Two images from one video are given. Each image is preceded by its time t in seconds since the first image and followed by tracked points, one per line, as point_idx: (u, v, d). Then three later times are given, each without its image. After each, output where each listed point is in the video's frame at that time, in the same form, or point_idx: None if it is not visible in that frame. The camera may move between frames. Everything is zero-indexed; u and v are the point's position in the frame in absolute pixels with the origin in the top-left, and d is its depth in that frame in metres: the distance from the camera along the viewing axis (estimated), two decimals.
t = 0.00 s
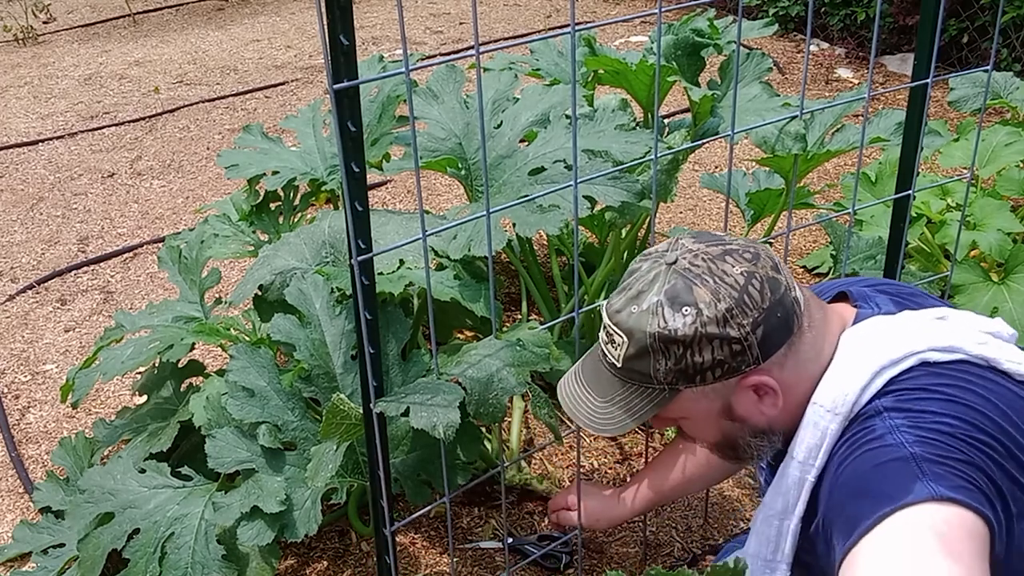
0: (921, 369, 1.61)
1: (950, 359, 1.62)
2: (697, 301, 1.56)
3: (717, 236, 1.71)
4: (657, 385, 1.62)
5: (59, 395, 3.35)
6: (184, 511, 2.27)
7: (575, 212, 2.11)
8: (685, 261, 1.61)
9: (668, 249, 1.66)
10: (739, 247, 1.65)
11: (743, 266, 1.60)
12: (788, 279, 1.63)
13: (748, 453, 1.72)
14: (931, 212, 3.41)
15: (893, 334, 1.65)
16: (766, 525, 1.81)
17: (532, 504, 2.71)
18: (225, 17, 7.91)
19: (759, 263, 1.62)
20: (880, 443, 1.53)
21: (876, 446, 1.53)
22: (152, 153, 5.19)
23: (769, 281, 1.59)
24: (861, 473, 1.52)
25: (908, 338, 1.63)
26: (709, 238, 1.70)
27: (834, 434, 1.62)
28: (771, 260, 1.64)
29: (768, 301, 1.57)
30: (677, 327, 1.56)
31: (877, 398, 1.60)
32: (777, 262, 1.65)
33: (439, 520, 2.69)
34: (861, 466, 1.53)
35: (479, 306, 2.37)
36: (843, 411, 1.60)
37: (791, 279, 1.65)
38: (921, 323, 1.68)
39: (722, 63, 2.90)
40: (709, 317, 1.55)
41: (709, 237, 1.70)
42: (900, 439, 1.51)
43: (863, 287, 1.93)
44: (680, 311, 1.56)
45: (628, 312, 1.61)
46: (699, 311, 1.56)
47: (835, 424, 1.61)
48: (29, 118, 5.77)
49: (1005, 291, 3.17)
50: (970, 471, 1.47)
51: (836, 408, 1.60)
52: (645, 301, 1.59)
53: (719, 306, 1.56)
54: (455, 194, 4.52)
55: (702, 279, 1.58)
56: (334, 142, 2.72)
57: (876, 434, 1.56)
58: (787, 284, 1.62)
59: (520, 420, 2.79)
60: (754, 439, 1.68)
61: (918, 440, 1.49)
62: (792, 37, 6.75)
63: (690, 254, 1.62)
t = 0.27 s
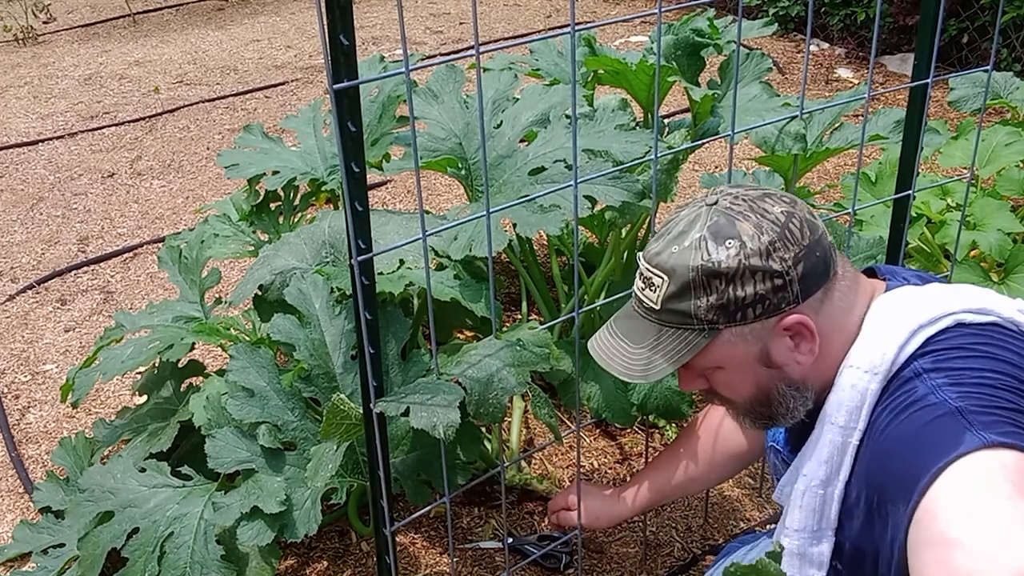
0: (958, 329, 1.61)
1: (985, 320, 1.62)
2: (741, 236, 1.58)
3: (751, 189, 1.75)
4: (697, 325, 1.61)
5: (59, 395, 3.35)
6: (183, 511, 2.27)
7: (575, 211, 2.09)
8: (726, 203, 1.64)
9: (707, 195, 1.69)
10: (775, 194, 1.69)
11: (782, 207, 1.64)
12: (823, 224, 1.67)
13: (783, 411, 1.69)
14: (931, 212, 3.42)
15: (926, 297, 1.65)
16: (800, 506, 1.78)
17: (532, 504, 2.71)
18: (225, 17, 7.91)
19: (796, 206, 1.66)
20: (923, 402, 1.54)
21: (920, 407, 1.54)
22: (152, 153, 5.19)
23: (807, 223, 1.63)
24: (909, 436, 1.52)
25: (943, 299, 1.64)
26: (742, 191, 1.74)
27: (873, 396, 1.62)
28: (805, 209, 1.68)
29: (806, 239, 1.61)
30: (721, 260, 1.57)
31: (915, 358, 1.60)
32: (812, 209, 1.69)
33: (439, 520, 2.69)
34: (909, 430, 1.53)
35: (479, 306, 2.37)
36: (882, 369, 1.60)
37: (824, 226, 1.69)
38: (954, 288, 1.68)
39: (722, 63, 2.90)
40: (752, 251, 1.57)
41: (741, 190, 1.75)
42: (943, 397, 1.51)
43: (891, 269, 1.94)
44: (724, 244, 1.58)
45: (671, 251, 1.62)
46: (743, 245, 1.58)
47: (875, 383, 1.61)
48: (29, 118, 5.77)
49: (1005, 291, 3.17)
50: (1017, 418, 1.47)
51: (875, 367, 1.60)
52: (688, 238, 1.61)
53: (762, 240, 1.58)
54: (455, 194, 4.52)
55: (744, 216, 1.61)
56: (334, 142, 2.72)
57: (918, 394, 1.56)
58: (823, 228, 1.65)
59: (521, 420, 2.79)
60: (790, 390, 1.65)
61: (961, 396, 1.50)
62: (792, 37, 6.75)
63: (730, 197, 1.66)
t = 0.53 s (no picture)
0: (967, 319, 1.56)
1: (995, 310, 1.58)
2: (748, 217, 1.55)
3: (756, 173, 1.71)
4: (709, 309, 1.58)
5: (59, 395, 3.35)
6: (184, 511, 2.27)
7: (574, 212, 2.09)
8: (731, 186, 1.61)
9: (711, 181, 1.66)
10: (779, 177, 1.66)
11: (788, 187, 1.60)
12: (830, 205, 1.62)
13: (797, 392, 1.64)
14: (931, 212, 3.41)
15: (937, 284, 1.60)
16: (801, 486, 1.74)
17: (532, 504, 2.71)
18: (225, 17, 7.91)
19: (802, 186, 1.62)
20: (937, 398, 1.48)
21: (933, 402, 1.48)
22: (152, 153, 5.19)
23: (813, 202, 1.59)
24: (925, 435, 1.46)
25: (953, 287, 1.59)
26: (749, 175, 1.71)
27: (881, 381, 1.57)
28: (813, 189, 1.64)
29: (815, 218, 1.57)
30: (729, 243, 1.54)
31: (923, 347, 1.55)
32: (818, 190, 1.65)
33: (439, 519, 2.69)
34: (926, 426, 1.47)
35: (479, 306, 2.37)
36: (892, 355, 1.55)
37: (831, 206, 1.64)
38: (963, 276, 1.63)
39: (722, 63, 2.90)
40: (760, 231, 1.54)
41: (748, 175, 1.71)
42: (960, 394, 1.45)
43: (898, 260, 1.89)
44: (730, 228, 1.55)
45: (678, 238, 1.59)
46: (750, 226, 1.54)
47: (883, 369, 1.56)
48: (29, 118, 5.77)
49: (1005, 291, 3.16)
50: None
51: (885, 353, 1.56)
52: (693, 224, 1.58)
53: (768, 220, 1.55)
54: (455, 194, 4.52)
55: (750, 198, 1.57)
56: (334, 142, 2.72)
57: (929, 387, 1.50)
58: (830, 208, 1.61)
59: (521, 420, 2.80)
60: (805, 369, 1.61)
61: (980, 395, 1.43)
62: (792, 37, 6.75)
63: (735, 181, 1.63)
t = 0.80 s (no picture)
0: (973, 326, 1.56)
1: (1001, 315, 1.58)
2: (743, 226, 1.53)
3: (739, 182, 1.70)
4: (713, 322, 1.56)
5: (59, 395, 3.35)
6: (184, 511, 2.27)
7: (574, 213, 2.09)
8: (720, 197, 1.60)
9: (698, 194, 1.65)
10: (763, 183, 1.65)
11: (777, 193, 1.59)
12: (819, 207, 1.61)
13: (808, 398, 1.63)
14: (931, 212, 3.41)
15: (941, 290, 1.60)
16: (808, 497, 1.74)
17: (532, 504, 2.71)
18: (225, 17, 7.91)
19: (790, 191, 1.61)
20: (952, 413, 1.48)
21: (949, 419, 1.48)
22: (152, 153, 5.19)
23: (804, 205, 1.58)
24: (943, 453, 1.48)
25: (957, 292, 1.59)
26: (734, 183, 1.70)
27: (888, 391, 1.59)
28: (798, 190, 1.64)
29: (807, 220, 1.56)
30: (727, 252, 1.52)
31: (931, 357, 1.56)
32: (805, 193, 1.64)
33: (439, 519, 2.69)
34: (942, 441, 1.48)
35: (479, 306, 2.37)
36: (899, 365, 1.57)
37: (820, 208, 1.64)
38: (967, 278, 1.63)
39: (722, 63, 2.90)
40: (757, 238, 1.53)
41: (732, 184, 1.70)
42: (976, 411, 1.46)
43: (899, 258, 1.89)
44: (727, 237, 1.53)
45: (674, 254, 1.57)
46: (745, 234, 1.53)
47: (892, 378, 1.58)
48: (29, 118, 5.77)
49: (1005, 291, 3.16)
50: None
51: (892, 363, 1.57)
52: (687, 239, 1.56)
53: (763, 226, 1.53)
54: (455, 194, 4.52)
55: (742, 207, 1.56)
56: (335, 143, 2.72)
57: (942, 401, 1.51)
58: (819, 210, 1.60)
59: (521, 420, 2.80)
60: (814, 374, 1.59)
61: (997, 412, 1.44)
62: (792, 37, 6.75)
63: (723, 191, 1.61)
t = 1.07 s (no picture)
0: (979, 331, 1.55)
1: (1007, 319, 1.57)
2: (749, 225, 1.53)
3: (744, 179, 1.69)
4: (719, 322, 1.55)
5: (59, 395, 3.35)
6: (184, 511, 2.27)
7: (574, 212, 2.09)
8: (725, 195, 1.59)
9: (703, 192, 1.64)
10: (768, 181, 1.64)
11: (782, 191, 1.59)
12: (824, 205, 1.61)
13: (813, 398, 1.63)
14: (931, 212, 3.41)
15: (946, 292, 1.60)
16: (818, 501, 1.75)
17: (532, 504, 2.71)
18: (224, 17, 7.91)
19: (794, 189, 1.60)
20: (960, 424, 1.47)
21: (956, 429, 1.48)
22: (152, 153, 5.19)
23: (809, 203, 1.58)
24: (949, 464, 1.47)
25: (964, 295, 1.58)
26: (738, 180, 1.69)
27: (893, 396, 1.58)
28: (803, 187, 1.63)
29: (813, 218, 1.56)
30: (733, 251, 1.52)
31: (937, 362, 1.55)
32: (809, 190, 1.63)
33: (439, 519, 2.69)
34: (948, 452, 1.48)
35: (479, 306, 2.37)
36: (904, 369, 1.56)
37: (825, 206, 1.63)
38: (973, 282, 1.62)
39: (722, 63, 2.90)
40: (762, 238, 1.52)
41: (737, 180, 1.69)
42: (984, 422, 1.44)
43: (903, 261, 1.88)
44: (732, 236, 1.52)
45: (679, 252, 1.56)
46: (751, 233, 1.52)
47: (897, 383, 1.57)
48: (29, 118, 5.77)
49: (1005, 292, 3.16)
50: None
51: (898, 367, 1.56)
52: (693, 237, 1.55)
53: (769, 225, 1.53)
54: (455, 194, 4.52)
55: (748, 205, 1.55)
56: (334, 143, 2.72)
57: (950, 410, 1.50)
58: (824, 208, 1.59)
59: (521, 420, 2.80)
60: (821, 373, 1.59)
61: (1006, 424, 1.43)
62: (792, 37, 6.75)
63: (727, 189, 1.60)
